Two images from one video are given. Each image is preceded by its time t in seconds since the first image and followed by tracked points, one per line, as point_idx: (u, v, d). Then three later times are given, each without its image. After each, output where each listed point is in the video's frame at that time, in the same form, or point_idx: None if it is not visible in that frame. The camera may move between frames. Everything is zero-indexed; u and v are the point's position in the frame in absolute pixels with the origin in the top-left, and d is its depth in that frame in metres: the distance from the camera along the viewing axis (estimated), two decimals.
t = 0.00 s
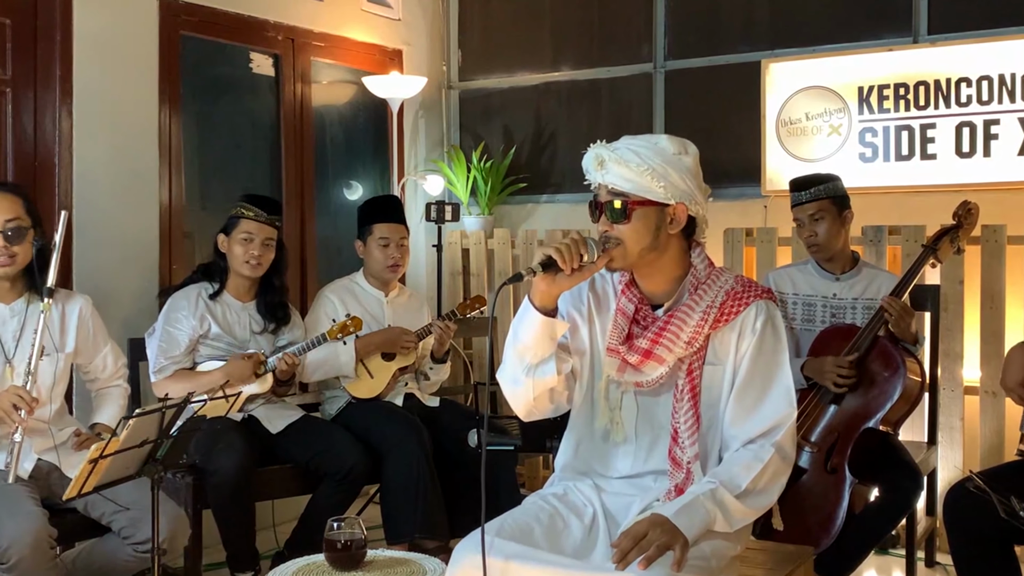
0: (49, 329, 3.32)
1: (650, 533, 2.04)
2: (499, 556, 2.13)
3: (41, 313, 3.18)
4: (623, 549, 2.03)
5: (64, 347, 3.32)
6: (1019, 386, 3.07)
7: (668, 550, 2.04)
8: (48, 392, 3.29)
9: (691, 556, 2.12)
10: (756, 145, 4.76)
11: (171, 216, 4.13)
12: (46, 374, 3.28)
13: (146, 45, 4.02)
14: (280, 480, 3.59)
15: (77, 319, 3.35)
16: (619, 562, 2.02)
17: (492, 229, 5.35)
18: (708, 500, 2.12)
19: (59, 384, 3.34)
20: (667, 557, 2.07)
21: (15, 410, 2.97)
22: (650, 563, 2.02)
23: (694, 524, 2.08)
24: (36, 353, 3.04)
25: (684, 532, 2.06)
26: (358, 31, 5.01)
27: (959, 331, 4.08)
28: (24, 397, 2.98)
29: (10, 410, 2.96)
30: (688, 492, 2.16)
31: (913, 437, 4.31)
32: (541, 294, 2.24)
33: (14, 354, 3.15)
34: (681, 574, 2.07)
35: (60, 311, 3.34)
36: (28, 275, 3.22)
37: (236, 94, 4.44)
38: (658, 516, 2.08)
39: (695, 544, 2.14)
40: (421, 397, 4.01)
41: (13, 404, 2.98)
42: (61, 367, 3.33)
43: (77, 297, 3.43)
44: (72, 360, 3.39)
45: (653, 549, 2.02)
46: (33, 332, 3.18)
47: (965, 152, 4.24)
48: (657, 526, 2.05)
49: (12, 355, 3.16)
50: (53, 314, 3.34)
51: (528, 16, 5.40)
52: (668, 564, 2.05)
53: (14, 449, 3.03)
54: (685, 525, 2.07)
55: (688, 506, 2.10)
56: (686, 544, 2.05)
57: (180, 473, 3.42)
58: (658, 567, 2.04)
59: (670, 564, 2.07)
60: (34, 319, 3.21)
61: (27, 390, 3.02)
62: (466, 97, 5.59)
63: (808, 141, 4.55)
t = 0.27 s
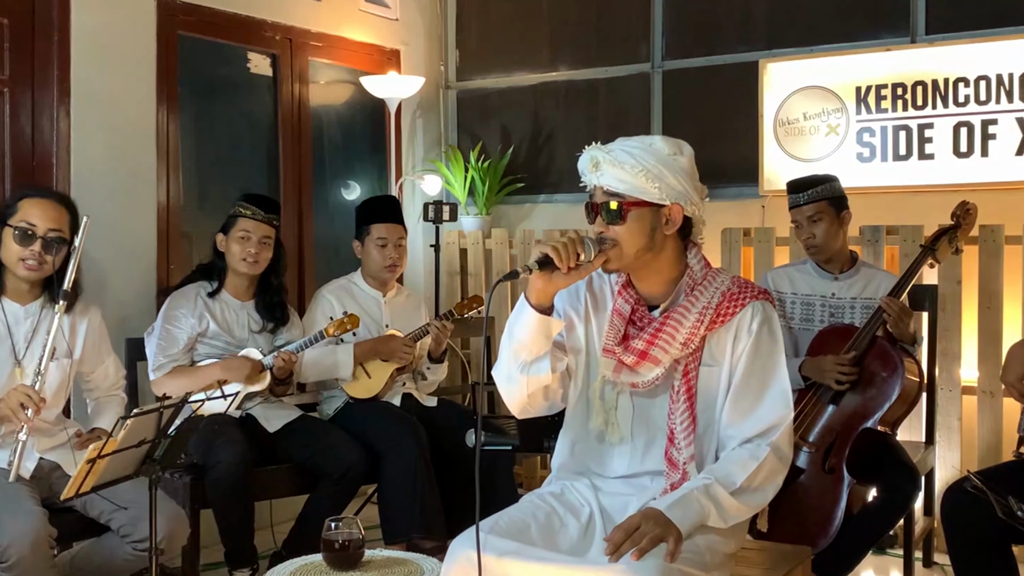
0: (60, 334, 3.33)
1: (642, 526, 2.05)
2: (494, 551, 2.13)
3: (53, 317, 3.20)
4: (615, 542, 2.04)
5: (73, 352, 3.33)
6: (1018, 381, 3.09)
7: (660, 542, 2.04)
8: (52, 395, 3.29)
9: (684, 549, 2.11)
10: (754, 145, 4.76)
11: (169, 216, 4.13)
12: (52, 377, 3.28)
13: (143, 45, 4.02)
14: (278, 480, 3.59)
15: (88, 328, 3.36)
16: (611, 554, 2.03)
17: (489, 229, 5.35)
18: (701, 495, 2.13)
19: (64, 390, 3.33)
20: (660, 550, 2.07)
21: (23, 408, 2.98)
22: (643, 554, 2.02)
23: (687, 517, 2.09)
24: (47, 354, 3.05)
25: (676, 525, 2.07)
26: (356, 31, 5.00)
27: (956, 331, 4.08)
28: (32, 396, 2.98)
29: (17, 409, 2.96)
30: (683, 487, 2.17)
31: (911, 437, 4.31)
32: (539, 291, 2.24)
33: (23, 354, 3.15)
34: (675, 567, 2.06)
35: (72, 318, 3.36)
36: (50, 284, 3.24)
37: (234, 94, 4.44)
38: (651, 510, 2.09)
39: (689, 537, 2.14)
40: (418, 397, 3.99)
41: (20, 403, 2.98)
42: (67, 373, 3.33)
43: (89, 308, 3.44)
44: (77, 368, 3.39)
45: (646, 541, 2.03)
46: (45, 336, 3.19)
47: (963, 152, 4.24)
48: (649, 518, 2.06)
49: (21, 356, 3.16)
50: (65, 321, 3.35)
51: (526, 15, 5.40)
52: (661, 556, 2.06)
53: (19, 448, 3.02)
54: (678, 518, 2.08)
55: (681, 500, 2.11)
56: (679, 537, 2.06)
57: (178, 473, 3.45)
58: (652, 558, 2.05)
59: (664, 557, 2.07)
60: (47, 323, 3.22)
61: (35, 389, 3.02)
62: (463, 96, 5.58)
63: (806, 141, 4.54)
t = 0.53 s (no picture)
0: (62, 335, 3.33)
1: (640, 535, 2.05)
2: (494, 561, 2.13)
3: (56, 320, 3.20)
4: (613, 553, 2.03)
5: (75, 355, 3.33)
6: (1012, 385, 3.09)
7: (658, 551, 2.04)
8: (52, 396, 3.29)
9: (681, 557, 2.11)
10: (752, 144, 4.76)
11: (167, 216, 4.13)
12: (53, 378, 3.28)
13: (141, 45, 4.01)
14: (276, 480, 3.59)
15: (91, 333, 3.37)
16: (609, 565, 2.02)
17: (487, 229, 5.35)
18: (697, 501, 2.12)
19: (64, 391, 3.33)
20: (657, 558, 2.07)
21: (22, 407, 2.98)
22: (641, 565, 2.03)
23: (685, 525, 2.09)
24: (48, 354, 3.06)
25: (673, 533, 2.07)
26: (354, 31, 5.00)
27: (954, 331, 4.09)
28: (32, 395, 2.98)
29: (17, 407, 2.96)
30: (679, 493, 2.17)
31: (908, 437, 4.31)
32: (538, 293, 2.25)
33: (26, 354, 3.15)
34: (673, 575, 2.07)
35: (75, 323, 3.37)
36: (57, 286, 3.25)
37: (231, 94, 4.43)
38: (648, 518, 2.09)
39: (686, 544, 2.14)
40: (416, 398, 3.99)
41: (20, 401, 2.98)
42: (68, 375, 3.33)
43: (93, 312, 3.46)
44: (78, 371, 3.39)
45: (644, 551, 2.02)
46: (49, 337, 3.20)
47: (960, 153, 4.24)
48: (647, 526, 2.06)
49: (24, 355, 3.16)
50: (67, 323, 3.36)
51: (524, 16, 5.40)
52: (658, 566, 2.06)
53: (18, 447, 3.01)
54: (675, 527, 2.08)
55: (678, 508, 2.10)
56: (676, 545, 2.05)
57: (176, 473, 3.43)
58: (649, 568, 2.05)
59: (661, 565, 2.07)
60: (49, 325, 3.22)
61: (35, 388, 3.02)
62: (461, 96, 5.59)
63: (803, 141, 4.55)
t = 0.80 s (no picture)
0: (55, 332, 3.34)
1: (638, 525, 2.05)
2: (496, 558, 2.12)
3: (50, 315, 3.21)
4: (612, 541, 2.03)
5: (69, 351, 3.34)
6: (1008, 385, 3.10)
7: (657, 541, 2.05)
8: (48, 394, 3.29)
9: (680, 548, 2.11)
10: (750, 144, 4.76)
11: (165, 215, 4.13)
12: (48, 377, 3.29)
13: (138, 45, 4.01)
14: (274, 480, 3.59)
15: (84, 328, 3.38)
16: (608, 554, 2.02)
17: (485, 229, 5.35)
18: (696, 493, 2.13)
19: (59, 389, 3.33)
20: (657, 548, 2.07)
21: (18, 406, 2.98)
22: (640, 554, 2.02)
23: (683, 515, 2.09)
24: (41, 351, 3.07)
25: (672, 524, 2.07)
26: (351, 31, 5.00)
27: (952, 331, 4.09)
28: (27, 395, 2.98)
29: (13, 407, 2.96)
30: (677, 486, 2.17)
31: (906, 437, 4.31)
32: (533, 299, 2.27)
33: (20, 353, 3.16)
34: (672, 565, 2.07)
35: (67, 318, 3.37)
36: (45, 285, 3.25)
37: (229, 94, 4.43)
38: (647, 509, 2.10)
39: (685, 537, 2.14)
40: (414, 398, 4.00)
41: (16, 400, 2.98)
42: (63, 372, 3.34)
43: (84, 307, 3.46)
44: (73, 368, 3.39)
45: (642, 540, 2.03)
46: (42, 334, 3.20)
47: (958, 153, 4.24)
48: (646, 518, 2.06)
49: (18, 355, 3.16)
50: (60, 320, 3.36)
51: (522, 16, 5.40)
52: (658, 555, 2.05)
53: (14, 447, 3.02)
54: (674, 517, 2.08)
55: (676, 499, 2.11)
56: (675, 536, 2.05)
57: (174, 472, 3.44)
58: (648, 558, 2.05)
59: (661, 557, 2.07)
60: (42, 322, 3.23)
61: (30, 388, 3.02)
62: (459, 96, 5.58)
63: (801, 141, 4.55)
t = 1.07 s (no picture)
0: (43, 329, 3.33)
1: (638, 530, 2.04)
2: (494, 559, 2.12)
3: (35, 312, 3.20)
4: (612, 546, 2.02)
5: (57, 347, 3.34)
6: (1010, 384, 3.10)
7: (657, 545, 2.04)
8: (42, 392, 3.30)
9: (680, 552, 2.11)
10: (747, 145, 4.76)
11: (162, 216, 4.13)
12: (40, 375, 3.29)
13: (136, 45, 4.01)
14: (271, 480, 3.59)
15: (71, 320, 3.37)
16: (608, 560, 2.01)
17: (482, 229, 5.35)
18: (695, 494, 2.12)
19: (52, 386, 3.34)
20: (657, 552, 2.06)
21: (8, 409, 2.98)
22: (641, 558, 2.01)
23: (682, 518, 2.08)
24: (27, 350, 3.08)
25: (671, 527, 2.06)
26: (349, 31, 5.00)
27: (950, 331, 4.09)
28: (16, 397, 2.99)
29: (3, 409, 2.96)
30: (675, 486, 2.17)
31: (904, 437, 4.31)
32: (524, 308, 2.27)
33: (9, 354, 3.17)
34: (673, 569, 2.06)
35: (54, 311, 3.37)
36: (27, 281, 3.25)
37: (226, 94, 4.43)
38: (645, 513, 2.09)
39: (684, 539, 2.14)
40: (411, 397, 4.00)
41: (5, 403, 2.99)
42: (55, 368, 3.34)
43: (71, 299, 3.45)
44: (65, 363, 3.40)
45: (643, 545, 2.02)
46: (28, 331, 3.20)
47: (956, 153, 4.24)
48: (644, 522, 2.05)
49: (7, 356, 3.17)
50: (47, 315, 3.35)
51: (520, 16, 5.40)
52: (658, 560, 2.04)
53: (7, 447, 3.06)
54: (674, 520, 2.08)
55: (674, 502, 2.10)
56: (675, 539, 2.05)
57: (172, 473, 3.47)
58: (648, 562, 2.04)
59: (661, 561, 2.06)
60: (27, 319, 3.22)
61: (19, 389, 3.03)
62: (456, 96, 5.58)
63: (799, 141, 4.55)
